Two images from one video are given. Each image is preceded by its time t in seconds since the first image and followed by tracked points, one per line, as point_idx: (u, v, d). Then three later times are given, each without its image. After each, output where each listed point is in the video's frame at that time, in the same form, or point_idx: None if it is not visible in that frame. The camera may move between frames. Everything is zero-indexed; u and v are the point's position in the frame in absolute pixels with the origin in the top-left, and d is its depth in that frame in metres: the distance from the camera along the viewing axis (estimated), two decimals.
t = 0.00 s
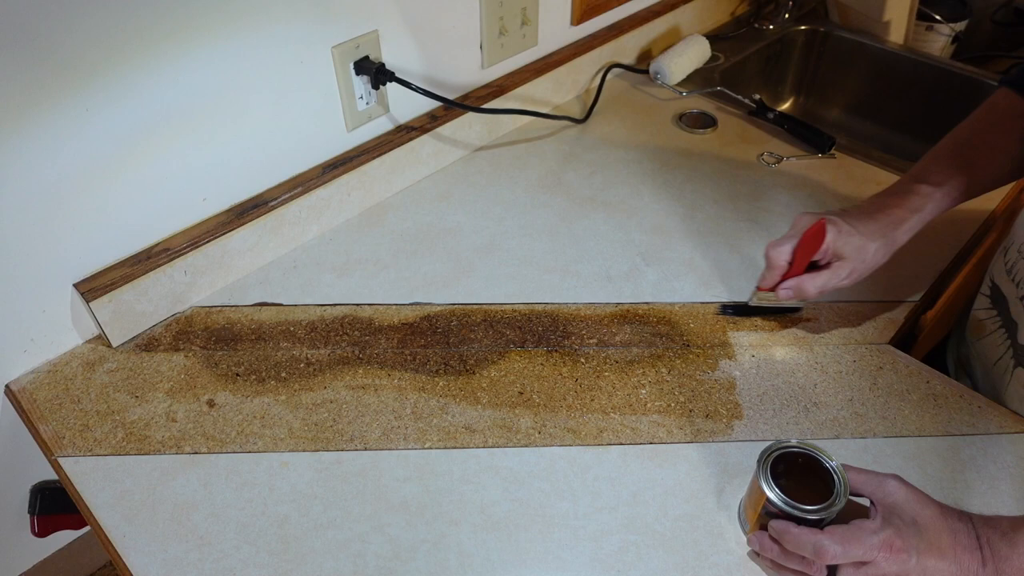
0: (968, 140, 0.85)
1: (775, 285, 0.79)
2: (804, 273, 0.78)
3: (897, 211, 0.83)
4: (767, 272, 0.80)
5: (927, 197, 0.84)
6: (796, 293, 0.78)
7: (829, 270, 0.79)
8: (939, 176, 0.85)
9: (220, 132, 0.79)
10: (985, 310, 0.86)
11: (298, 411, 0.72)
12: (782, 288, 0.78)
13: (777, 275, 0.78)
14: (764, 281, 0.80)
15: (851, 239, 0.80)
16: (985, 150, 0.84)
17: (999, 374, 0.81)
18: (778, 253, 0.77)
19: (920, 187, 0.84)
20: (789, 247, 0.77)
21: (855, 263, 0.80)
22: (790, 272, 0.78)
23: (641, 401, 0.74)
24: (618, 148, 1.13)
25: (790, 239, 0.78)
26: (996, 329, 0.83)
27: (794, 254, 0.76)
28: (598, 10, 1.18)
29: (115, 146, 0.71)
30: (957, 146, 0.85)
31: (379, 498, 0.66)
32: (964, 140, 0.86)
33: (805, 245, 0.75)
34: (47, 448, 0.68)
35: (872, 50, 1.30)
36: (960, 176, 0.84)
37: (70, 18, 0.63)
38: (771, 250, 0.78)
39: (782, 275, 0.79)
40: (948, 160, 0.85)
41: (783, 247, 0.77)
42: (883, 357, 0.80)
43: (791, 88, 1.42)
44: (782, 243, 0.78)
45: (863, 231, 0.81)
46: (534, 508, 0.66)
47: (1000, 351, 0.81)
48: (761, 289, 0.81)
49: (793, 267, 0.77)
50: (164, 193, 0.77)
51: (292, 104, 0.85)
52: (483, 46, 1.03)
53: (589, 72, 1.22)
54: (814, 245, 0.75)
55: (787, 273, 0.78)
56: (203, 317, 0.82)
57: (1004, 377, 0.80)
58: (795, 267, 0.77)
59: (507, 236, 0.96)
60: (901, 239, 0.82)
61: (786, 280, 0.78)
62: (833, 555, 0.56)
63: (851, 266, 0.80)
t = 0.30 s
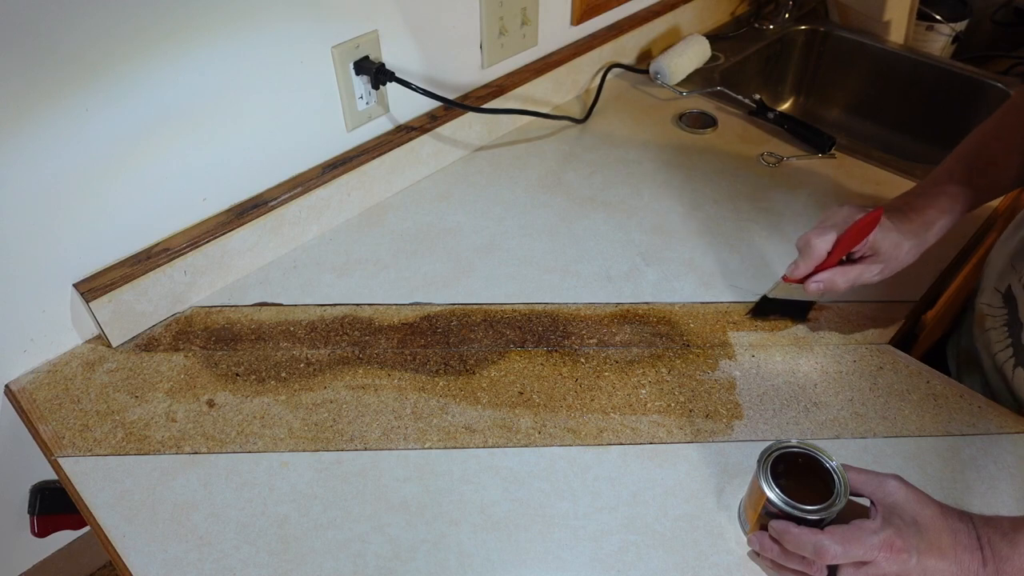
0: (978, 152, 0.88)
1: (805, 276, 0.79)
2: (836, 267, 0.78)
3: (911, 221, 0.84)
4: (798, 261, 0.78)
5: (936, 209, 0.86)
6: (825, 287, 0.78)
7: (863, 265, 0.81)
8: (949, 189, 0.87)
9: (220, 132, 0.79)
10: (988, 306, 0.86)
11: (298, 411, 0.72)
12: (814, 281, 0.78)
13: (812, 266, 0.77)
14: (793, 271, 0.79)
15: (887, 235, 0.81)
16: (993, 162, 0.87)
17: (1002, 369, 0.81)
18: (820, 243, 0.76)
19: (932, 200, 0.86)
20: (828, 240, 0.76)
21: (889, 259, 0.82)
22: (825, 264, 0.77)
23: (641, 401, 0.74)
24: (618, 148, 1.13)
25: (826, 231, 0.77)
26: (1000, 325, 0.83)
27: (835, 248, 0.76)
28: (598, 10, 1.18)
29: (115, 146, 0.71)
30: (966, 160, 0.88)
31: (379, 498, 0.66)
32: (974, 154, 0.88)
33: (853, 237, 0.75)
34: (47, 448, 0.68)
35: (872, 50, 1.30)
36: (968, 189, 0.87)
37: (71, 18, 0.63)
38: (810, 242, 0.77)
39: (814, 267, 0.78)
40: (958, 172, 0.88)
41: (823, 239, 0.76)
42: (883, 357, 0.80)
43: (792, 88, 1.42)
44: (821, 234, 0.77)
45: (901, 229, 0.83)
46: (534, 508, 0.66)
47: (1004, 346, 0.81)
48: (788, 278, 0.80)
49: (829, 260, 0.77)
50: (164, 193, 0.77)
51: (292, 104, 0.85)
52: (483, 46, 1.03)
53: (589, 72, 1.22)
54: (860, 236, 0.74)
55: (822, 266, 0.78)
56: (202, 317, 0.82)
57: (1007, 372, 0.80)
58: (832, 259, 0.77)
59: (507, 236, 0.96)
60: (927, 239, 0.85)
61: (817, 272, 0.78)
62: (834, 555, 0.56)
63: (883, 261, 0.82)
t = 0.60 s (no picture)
0: (994, 154, 0.87)
1: (839, 279, 0.78)
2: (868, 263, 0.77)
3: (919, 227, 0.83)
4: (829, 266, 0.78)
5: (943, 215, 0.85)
6: (860, 285, 0.78)
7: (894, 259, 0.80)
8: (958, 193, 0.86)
9: (220, 133, 0.79)
10: (991, 304, 0.86)
11: (298, 411, 0.72)
12: (848, 281, 0.77)
13: (842, 268, 0.77)
14: (827, 275, 0.79)
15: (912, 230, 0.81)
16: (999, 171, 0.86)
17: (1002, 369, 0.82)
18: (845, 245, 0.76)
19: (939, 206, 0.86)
20: (853, 239, 0.75)
21: (919, 253, 0.82)
22: (856, 264, 0.77)
23: (641, 401, 0.74)
24: (618, 148, 1.13)
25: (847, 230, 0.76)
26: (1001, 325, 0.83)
27: (862, 247, 0.75)
28: (598, 10, 1.18)
29: (116, 146, 0.71)
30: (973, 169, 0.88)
31: (379, 498, 0.66)
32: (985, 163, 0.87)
33: (874, 231, 0.75)
34: (47, 448, 0.68)
35: (872, 50, 1.30)
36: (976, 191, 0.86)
37: (71, 17, 0.63)
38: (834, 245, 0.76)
39: (846, 268, 0.77)
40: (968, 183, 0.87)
41: (848, 240, 0.75)
42: (883, 357, 0.80)
43: (792, 88, 1.42)
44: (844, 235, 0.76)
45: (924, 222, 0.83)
46: (534, 508, 0.66)
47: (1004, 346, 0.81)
48: (822, 284, 0.80)
49: (859, 259, 0.76)
50: (164, 193, 0.77)
51: (292, 104, 0.85)
52: (483, 46, 1.03)
53: (589, 72, 1.22)
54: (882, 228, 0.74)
55: (853, 266, 0.77)
56: (202, 317, 0.82)
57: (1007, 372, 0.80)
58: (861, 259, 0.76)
59: (507, 236, 0.96)
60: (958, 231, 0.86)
61: (849, 273, 0.78)
62: (834, 555, 0.56)
63: (915, 255, 0.82)
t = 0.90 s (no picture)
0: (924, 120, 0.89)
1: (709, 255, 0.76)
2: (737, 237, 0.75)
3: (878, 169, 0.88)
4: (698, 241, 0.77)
5: (909, 155, 0.88)
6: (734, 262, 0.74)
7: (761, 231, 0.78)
8: (930, 135, 0.87)
9: (219, 132, 0.79)
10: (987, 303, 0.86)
11: (298, 411, 0.72)
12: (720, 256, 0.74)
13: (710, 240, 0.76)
14: (696, 249, 0.76)
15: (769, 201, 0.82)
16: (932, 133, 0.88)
17: (1011, 367, 0.82)
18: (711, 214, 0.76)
19: (905, 147, 0.88)
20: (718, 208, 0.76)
21: (784, 225, 0.81)
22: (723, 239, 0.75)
23: (641, 401, 0.74)
24: (618, 148, 1.13)
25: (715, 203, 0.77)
26: (1004, 324, 0.83)
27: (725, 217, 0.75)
28: (599, 10, 1.18)
29: (115, 146, 0.71)
30: (952, 110, 0.87)
31: (379, 498, 0.66)
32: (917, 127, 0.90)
33: (739, 200, 0.73)
34: (47, 448, 0.68)
35: (872, 50, 1.30)
36: (951, 136, 0.87)
37: (71, 17, 0.63)
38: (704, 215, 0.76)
39: (714, 242, 0.76)
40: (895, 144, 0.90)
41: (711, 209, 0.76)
42: (883, 357, 0.80)
43: (791, 89, 1.42)
44: (714, 207, 0.77)
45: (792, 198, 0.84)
46: (534, 508, 0.66)
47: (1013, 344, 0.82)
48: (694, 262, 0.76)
49: (725, 231, 0.75)
50: (164, 193, 0.77)
51: (291, 104, 0.85)
52: (483, 46, 1.03)
53: (589, 72, 1.22)
54: (740, 193, 0.72)
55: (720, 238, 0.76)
56: (203, 317, 0.82)
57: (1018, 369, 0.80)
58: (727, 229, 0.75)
59: (507, 236, 0.96)
60: (836, 215, 0.85)
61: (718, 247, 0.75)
62: (834, 555, 0.56)
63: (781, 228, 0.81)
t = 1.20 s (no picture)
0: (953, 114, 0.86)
1: (781, 274, 0.79)
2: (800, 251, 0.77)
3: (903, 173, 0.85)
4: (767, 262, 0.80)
5: (930, 156, 0.84)
6: (802, 274, 0.78)
7: (826, 240, 0.79)
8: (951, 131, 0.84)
9: (220, 132, 0.79)
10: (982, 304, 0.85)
11: (298, 411, 0.72)
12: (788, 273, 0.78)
13: (776, 260, 0.78)
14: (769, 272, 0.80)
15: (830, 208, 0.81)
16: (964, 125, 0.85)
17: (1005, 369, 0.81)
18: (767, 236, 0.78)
19: (927, 145, 0.85)
20: (773, 228, 0.78)
21: (847, 230, 0.80)
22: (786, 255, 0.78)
23: (641, 401, 0.74)
24: (618, 148, 1.13)
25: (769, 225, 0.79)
26: (995, 325, 0.83)
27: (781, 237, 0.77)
28: (598, 10, 1.18)
29: (115, 147, 0.71)
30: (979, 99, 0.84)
31: (379, 498, 0.66)
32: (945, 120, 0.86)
33: (792, 219, 0.76)
34: (47, 448, 0.68)
35: (872, 50, 1.30)
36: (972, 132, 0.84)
37: (71, 18, 0.63)
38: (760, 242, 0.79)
39: (782, 260, 0.79)
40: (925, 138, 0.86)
41: (767, 234, 0.78)
42: (883, 357, 0.80)
43: (791, 89, 1.42)
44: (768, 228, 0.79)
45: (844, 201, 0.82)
46: (534, 508, 0.66)
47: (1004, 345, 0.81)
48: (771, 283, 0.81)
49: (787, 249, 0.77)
50: (164, 193, 0.77)
51: (292, 104, 0.85)
52: (483, 46, 1.03)
53: (589, 72, 1.22)
54: (789, 212, 0.75)
55: (786, 257, 0.78)
56: (202, 317, 0.82)
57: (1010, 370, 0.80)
58: (787, 251, 0.78)
59: (507, 236, 0.96)
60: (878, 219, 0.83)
61: (787, 265, 0.78)
62: (834, 555, 0.56)
63: (844, 233, 0.80)
